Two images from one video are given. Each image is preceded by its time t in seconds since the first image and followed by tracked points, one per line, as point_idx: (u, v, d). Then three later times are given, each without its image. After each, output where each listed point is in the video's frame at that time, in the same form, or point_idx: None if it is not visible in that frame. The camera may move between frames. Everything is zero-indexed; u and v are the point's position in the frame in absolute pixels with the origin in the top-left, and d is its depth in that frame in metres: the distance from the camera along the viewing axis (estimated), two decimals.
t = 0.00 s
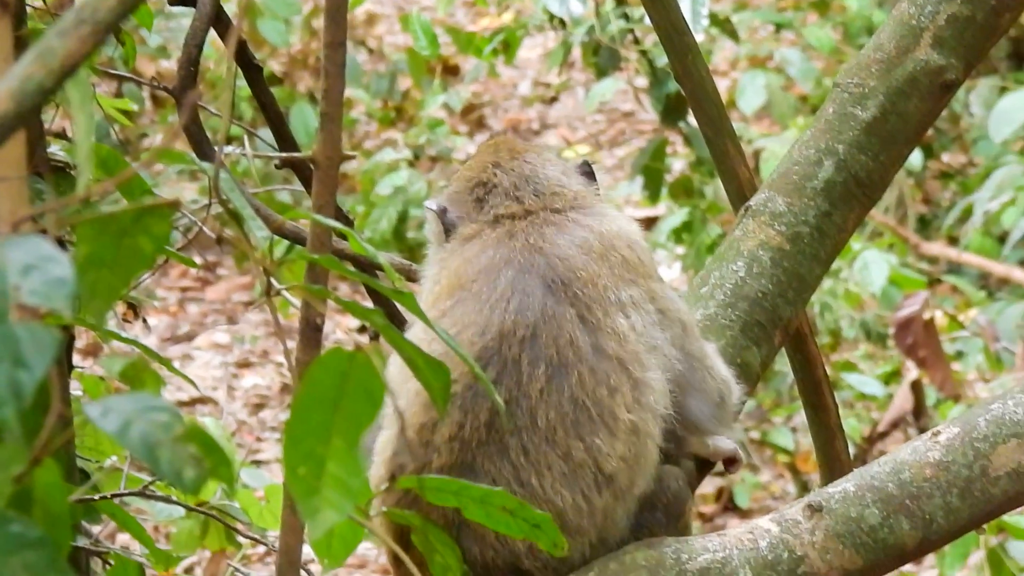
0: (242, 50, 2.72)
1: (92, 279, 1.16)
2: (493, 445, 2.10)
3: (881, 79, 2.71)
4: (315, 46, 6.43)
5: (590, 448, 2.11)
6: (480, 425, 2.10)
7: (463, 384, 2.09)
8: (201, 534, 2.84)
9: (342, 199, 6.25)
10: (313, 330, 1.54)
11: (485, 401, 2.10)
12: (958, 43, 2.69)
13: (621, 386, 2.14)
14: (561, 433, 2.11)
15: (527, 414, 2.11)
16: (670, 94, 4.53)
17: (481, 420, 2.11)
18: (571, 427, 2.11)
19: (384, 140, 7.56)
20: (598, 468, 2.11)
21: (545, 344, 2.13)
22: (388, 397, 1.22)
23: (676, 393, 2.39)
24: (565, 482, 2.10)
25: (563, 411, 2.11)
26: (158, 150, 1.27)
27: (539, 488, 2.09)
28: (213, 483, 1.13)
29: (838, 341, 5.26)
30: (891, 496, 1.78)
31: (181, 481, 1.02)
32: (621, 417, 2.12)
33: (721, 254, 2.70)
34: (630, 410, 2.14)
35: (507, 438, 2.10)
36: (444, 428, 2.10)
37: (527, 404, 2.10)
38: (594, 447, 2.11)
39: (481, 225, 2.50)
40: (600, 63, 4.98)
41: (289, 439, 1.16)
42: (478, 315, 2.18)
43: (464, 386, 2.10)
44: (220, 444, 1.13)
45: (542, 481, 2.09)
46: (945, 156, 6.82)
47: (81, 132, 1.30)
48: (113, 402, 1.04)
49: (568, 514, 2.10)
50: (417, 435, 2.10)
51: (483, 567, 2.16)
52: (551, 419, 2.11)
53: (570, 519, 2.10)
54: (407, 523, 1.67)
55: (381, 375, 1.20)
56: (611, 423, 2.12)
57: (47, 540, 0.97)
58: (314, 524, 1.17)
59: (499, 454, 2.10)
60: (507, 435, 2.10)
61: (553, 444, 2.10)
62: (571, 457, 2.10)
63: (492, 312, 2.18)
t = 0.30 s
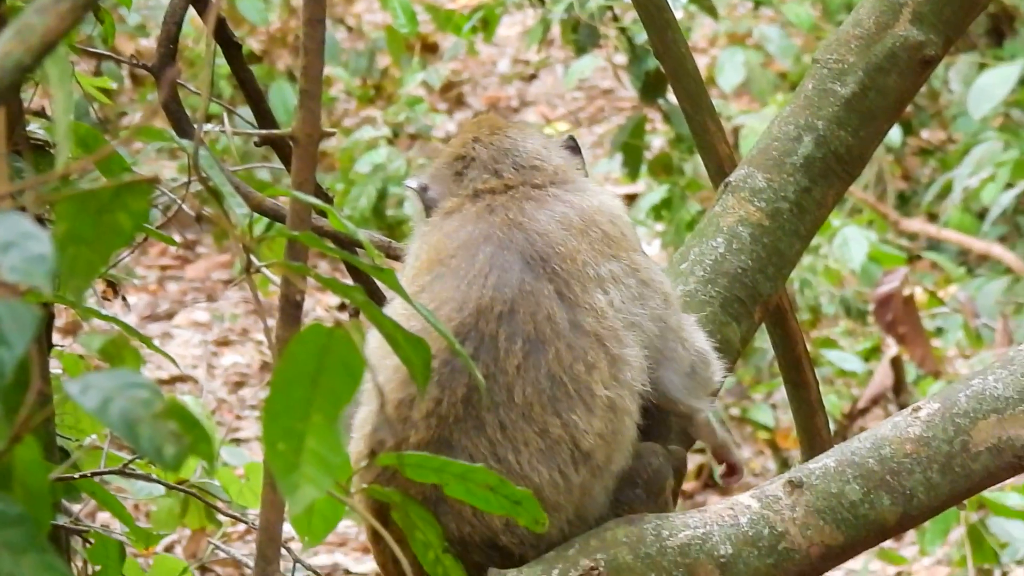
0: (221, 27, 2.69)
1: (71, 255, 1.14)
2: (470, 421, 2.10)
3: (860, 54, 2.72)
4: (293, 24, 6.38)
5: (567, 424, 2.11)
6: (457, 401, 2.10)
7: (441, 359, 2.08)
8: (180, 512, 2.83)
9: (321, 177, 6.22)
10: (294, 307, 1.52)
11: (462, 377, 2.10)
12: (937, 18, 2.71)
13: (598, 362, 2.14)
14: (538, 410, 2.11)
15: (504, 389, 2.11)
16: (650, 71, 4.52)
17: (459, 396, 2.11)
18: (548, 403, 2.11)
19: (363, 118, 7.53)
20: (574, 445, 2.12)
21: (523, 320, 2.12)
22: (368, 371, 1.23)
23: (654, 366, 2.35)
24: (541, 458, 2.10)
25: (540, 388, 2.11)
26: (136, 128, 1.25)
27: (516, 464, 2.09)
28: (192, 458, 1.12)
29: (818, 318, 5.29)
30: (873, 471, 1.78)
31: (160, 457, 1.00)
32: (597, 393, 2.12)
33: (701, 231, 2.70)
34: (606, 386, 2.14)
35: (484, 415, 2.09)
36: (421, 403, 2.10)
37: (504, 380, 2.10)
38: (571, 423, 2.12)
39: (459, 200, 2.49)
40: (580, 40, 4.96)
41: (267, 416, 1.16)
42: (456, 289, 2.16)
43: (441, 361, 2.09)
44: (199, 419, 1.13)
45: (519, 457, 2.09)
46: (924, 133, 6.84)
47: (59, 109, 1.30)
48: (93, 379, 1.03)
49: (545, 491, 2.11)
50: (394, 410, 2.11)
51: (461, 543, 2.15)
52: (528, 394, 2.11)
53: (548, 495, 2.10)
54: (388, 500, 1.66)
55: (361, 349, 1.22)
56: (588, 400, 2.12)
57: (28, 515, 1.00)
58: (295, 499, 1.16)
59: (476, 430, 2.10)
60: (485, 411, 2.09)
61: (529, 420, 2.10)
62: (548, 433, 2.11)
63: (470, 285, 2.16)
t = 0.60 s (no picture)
0: (200, 10, 2.66)
1: (52, 239, 1.14)
2: (456, 404, 2.07)
3: (841, 37, 2.72)
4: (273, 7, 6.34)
5: (553, 406, 2.09)
6: (444, 385, 2.08)
7: (427, 343, 2.08)
8: (162, 496, 2.82)
9: (302, 162, 6.19)
10: (274, 291, 1.52)
11: (448, 361, 2.09)
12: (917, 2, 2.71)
13: (584, 343, 2.12)
14: (525, 391, 2.09)
15: (490, 371, 2.09)
16: (630, 55, 4.50)
17: (445, 380, 2.09)
18: (535, 384, 2.09)
19: (344, 102, 7.49)
20: (562, 427, 2.09)
21: (508, 302, 2.12)
22: (349, 355, 1.22)
23: (637, 346, 2.33)
24: (528, 441, 2.07)
25: (526, 369, 2.09)
26: (117, 111, 1.23)
27: (502, 447, 2.06)
28: (174, 442, 1.11)
29: (799, 301, 5.30)
30: (853, 454, 1.79)
31: (140, 442, 1.01)
32: (584, 374, 2.10)
33: (681, 214, 2.68)
34: (592, 366, 2.12)
35: (471, 398, 2.07)
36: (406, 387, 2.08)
37: (491, 362, 2.08)
38: (558, 405, 2.09)
39: (437, 185, 2.48)
40: (561, 24, 4.95)
41: (248, 398, 1.15)
42: (441, 273, 2.16)
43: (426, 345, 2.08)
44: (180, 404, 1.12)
45: (506, 440, 2.06)
46: (905, 116, 6.85)
47: (40, 91, 1.27)
48: (73, 362, 1.03)
49: (533, 474, 2.07)
50: (379, 394, 2.09)
51: (446, 527, 2.13)
52: (515, 376, 2.09)
53: (535, 478, 2.07)
54: (368, 484, 1.66)
55: (341, 333, 1.21)
56: (575, 381, 2.09)
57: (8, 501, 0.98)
58: (274, 481, 1.15)
59: (462, 414, 2.07)
60: (471, 394, 2.07)
61: (516, 402, 2.08)
62: (535, 415, 2.08)
63: (454, 270, 2.16)
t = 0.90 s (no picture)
0: None
1: (35, 229, 1.25)
2: (442, 396, 2.07)
3: (823, 27, 2.73)
4: None
5: (539, 399, 2.08)
6: (430, 377, 2.07)
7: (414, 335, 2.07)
8: (145, 486, 2.81)
9: (284, 152, 6.17)
10: (257, 282, 1.51)
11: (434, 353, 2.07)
12: None
13: (570, 336, 2.12)
14: (511, 384, 2.08)
15: (476, 364, 2.09)
16: (612, 45, 4.47)
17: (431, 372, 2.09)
18: (520, 377, 2.08)
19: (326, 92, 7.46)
20: (546, 420, 2.08)
21: (496, 296, 2.10)
22: (331, 345, 1.22)
23: (623, 338, 2.33)
24: (513, 434, 2.07)
25: (513, 363, 2.08)
26: (99, 102, 1.22)
27: (488, 440, 2.06)
28: (157, 433, 1.12)
29: (781, 290, 5.31)
30: (836, 443, 1.79)
31: (123, 433, 1.05)
32: (570, 367, 2.10)
33: (663, 203, 2.68)
34: (578, 360, 2.12)
35: (456, 390, 2.07)
36: (393, 378, 2.07)
37: (477, 355, 2.08)
38: (543, 398, 2.08)
39: (428, 173, 2.47)
40: (543, 13, 4.93)
41: (230, 388, 1.15)
42: (429, 265, 2.15)
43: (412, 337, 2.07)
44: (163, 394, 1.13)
45: (491, 433, 2.06)
46: (888, 106, 6.86)
47: (24, 84, 1.27)
48: (56, 352, 1.07)
49: (518, 467, 2.07)
50: (365, 384, 2.08)
51: (429, 518, 2.13)
52: (501, 369, 2.08)
53: (519, 471, 2.06)
54: (350, 473, 1.66)
55: (324, 323, 1.21)
56: (561, 374, 2.09)
57: None
58: (256, 471, 1.14)
59: (448, 406, 2.07)
60: (457, 386, 2.07)
61: (502, 396, 2.07)
62: (521, 408, 2.07)
63: (442, 262, 2.15)
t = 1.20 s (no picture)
0: None
1: (22, 226, 1.25)
2: (421, 397, 2.06)
3: (807, 21, 2.73)
4: None
5: (518, 401, 2.08)
6: (409, 377, 2.05)
7: (393, 336, 2.06)
8: (131, 482, 2.80)
9: (269, 146, 6.15)
10: (242, 277, 1.50)
11: (414, 354, 2.05)
12: None
13: (550, 338, 2.10)
14: (489, 386, 2.07)
15: (456, 365, 2.07)
16: (596, 39, 4.46)
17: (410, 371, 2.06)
18: (499, 379, 2.07)
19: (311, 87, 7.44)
20: (525, 421, 2.09)
21: (475, 298, 2.06)
22: (319, 340, 1.21)
23: (605, 338, 2.30)
24: (492, 436, 2.08)
25: (492, 365, 2.06)
26: (84, 98, 1.21)
27: (466, 442, 2.07)
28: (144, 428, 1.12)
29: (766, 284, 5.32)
30: (822, 436, 1.80)
31: (110, 428, 1.05)
32: (549, 369, 2.09)
33: (649, 196, 2.68)
34: (558, 362, 2.11)
35: (435, 392, 2.06)
36: (372, 378, 2.06)
37: (456, 357, 2.05)
38: (522, 400, 2.08)
39: (413, 167, 2.40)
40: (526, 8, 4.93)
41: (217, 383, 1.15)
42: (409, 266, 2.11)
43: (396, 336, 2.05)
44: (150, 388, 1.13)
45: (469, 435, 2.07)
46: (872, 99, 6.88)
47: (9, 79, 1.27)
48: (44, 348, 1.06)
49: (495, 468, 2.08)
50: (345, 383, 2.08)
51: (410, 516, 2.13)
52: (480, 371, 2.06)
53: (497, 472, 2.08)
54: (336, 468, 1.66)
55: (310, 317, 1.20)
56: (540, 376, 2.08)
57: None
58: (244, 466, 1.14)
59: (427, 407, 2.06)
60: (436, 387, 2.06)
61: (480, 397, 2.06)
62: (499, 410, 2.07)
63: (422, 263, 2.10)
